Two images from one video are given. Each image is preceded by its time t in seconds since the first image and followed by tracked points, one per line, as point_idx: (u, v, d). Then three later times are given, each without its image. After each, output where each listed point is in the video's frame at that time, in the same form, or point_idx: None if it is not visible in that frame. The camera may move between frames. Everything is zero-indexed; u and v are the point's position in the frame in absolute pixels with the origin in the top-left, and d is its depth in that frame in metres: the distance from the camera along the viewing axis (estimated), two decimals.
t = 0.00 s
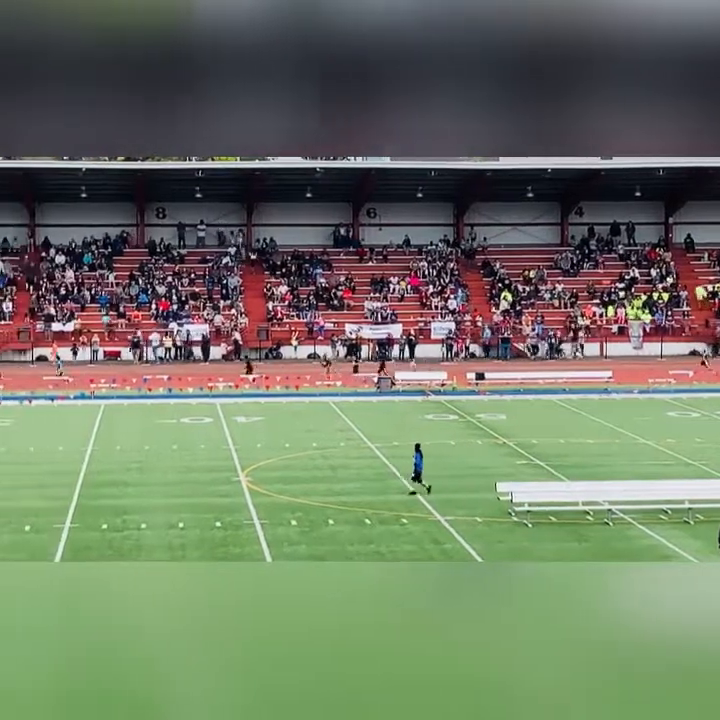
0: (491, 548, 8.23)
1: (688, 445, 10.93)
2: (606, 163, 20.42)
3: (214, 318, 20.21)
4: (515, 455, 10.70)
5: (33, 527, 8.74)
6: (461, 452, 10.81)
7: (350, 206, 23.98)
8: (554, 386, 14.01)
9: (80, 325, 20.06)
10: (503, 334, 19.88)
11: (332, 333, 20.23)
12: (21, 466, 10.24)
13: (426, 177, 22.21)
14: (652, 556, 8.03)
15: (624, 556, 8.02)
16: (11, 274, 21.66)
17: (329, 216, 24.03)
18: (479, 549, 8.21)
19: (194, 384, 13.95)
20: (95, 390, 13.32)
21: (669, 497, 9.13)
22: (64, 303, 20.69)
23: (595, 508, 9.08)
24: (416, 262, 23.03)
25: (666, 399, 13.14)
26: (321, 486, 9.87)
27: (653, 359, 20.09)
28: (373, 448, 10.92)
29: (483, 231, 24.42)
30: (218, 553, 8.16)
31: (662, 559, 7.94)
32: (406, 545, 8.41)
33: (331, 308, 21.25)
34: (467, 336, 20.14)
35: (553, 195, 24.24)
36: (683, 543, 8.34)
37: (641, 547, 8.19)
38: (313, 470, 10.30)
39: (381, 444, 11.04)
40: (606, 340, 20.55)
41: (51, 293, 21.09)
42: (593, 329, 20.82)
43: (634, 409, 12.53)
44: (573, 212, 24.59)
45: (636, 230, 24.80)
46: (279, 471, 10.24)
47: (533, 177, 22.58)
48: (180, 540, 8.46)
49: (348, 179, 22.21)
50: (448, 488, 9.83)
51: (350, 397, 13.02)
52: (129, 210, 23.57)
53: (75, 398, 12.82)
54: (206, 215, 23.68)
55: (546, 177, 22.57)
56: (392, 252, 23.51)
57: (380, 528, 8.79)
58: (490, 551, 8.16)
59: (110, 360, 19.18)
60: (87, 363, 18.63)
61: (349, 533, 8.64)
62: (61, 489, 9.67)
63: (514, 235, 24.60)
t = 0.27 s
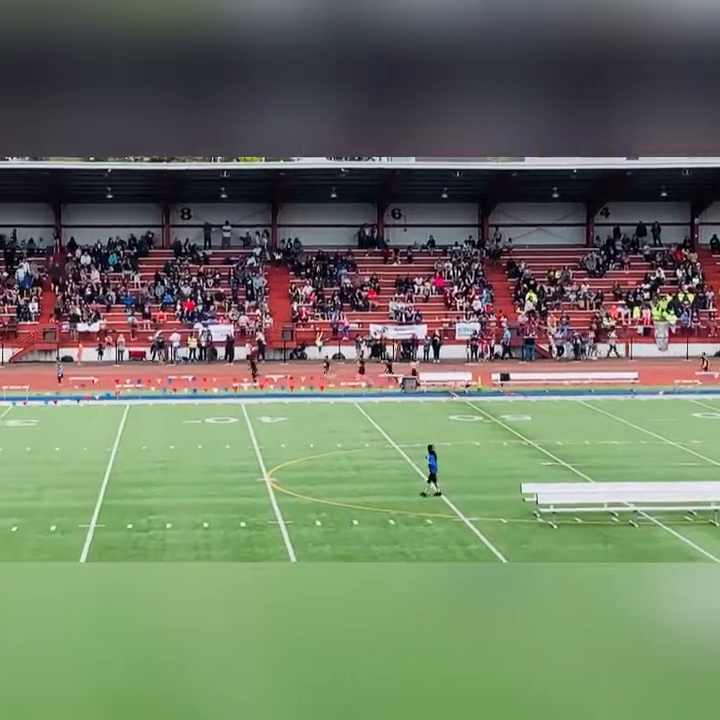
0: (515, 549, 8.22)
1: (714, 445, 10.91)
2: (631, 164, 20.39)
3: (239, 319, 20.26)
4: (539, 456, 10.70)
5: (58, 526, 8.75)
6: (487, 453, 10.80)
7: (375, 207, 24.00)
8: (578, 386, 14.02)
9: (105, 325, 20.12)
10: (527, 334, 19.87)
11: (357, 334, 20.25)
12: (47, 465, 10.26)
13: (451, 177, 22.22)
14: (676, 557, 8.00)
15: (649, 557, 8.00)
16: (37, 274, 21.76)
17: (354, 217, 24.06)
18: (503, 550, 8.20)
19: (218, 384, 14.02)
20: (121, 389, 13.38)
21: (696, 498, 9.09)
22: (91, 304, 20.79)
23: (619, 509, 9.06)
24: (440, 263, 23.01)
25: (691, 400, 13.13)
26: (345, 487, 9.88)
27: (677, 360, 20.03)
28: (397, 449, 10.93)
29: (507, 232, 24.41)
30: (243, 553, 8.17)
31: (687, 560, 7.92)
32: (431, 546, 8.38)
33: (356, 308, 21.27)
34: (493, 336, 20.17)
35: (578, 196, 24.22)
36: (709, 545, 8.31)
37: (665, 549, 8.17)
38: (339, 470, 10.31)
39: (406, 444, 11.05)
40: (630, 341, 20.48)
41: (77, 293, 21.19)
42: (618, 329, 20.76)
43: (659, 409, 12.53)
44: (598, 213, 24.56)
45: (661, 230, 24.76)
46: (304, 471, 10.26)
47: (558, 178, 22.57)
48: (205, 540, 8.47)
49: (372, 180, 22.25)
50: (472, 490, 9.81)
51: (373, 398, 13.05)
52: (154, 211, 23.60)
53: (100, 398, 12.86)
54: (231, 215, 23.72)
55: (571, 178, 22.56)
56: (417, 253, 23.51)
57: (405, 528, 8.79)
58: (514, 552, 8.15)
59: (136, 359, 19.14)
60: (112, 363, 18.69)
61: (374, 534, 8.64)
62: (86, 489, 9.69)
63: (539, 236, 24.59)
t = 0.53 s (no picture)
0: (541, 549, 8.22)
1: None
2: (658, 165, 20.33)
3: (265, 320, 20.25)
4: (565, 457, 10.67)
5: (85, 526, 8.78)
6: (513, 454, 10.77)
7: (402, 208, 24.00)
8: (604, 388, 13.97)
9: (132, 326, 20.16)
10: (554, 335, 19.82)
11: (383, 334, 20.22)
12: (74, 465, 10.30)
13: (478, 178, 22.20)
14: (704, 559, 7.98)
15: (676, 558, 7.99)
16: (64, 275, 21.84)
17: (381, 217, 24.07)
18: (529, 551, 8.20)
19: (245, 384, 14.03)
20: (147, 390, 13.43)
21: None
22: (117, 304, 20.86)
23: (647, 510, 9.03)
24: (467, 263, 22.98)
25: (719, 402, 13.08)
26: (371, 488, 9.87)
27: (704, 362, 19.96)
28: (424, 449, 10.92)
29: (534, 233, 24.38)
30: (270, 553, 8.19)
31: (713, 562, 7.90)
32: (457, 546, 8.39)
33: (382, 309, 21.26)
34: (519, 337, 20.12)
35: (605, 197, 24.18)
36: None
37: (693, 550, 8.16)
38: (365, 471, 10.30)
39: (432, 446, 11.00)
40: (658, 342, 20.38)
41: (104, 294, 21.26)
42: (646, 330, 20.67)
43: (686, 411, 12.48)
44: (626, 214, 24.51)
45: (689, 231, 24.67)
46: (329, 472, 10.27)
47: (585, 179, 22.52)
48: (231, 540, 8.48)
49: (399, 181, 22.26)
50: (498, 490, 9.81)
51: (399, 398, 13.06)
52: (180, 212, 23.62)
53: (127, 398, 12.92)
54: (257, 217, 23.71)
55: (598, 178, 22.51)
56: (443, 254, 23.50)
57: (431, 529, 8.80)
58: (541, 553, 8.14)
59: (163, 361, 19.23)
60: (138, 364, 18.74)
61: (400, 534, 8.65)
62: (113, 489, 9.72)
63: (566, 236, 24.54)
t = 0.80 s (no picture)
0: (566, 551, 8.20)
1: None
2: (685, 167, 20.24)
3: (290, 321, 20.24)
4: (590, 459, 10.63)
5: (110, 526, 8.79)
6: (539, 456, 10.73)
7: (427, 208, 23.98)
8: (631, 390, 13.87)
9: (157, 327, 20.17)
10: (581, 337, 19.75)
11: (408, 335, 20.13)
12: (99, 466, 10.31)
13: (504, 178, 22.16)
14: None
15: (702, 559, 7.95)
16: (90, 275, 21.90)
17: (407, 218, 24.06)
18: (554, 552, 8.17)
19: (271, 385, 14.00)
20: (172, 390, 13.48)
21: None
22: (142, 305, 20.89)
23: (672, 512, 8.98)
24: (492, 264, 22.92)
25: None
26: (395, 489, 9.84)
27: None
28: (448, 450, 10.89)
29: (560, 233, 24.34)
30: (294, 553, 8.19)
31: None
32: (481, 547, 8.37)
33: (407, 310, 21.20)
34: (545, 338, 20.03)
35: (632, 198, 24.12)
36: None
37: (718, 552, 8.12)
38: (389, 473, 10.27)
39: (458, 449, 10.93)
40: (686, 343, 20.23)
41: (129, 294, 21.31)
42: (673, 331, 20.52)
43: (713, 412, 12.42)
44: (652, 215, 24.44)
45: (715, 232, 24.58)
46: (354, 473, 10.25)
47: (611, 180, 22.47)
48: (255, 540, 8.48)
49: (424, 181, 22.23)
50: (522, 492, 9.77)
51: (423, 399, 13.04)
52: (205, 212, 23.62)
53: (152, 399, 12.96)
54: (282, 218, 23.68)
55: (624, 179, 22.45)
56: (469, 254, 23.45)
57: (455, 530, 8.77)
58: (565, 555, 8.12)
59: (186, 361, 19.29)
60: (163, 365, 18.75)
61: (423, 535, 8.63)
62: (137, 489, 9.73)
63: (592, 237, 24.47)
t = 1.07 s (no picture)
0: (595, 553, 8.18)
1: None
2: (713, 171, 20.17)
3: (317, 322, 20.26)
4: (618, 461, 10.60)
5: (138, 527, 8.82)
6: (567, 458, 10.71)
7: (454, 211, 23.96)
8: (659, 392, 13.84)
9: (184, 328, 20.24)
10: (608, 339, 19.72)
11: (435, 337, 20.13)
12: (128, 466, 10.34)
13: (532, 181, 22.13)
14: None
15: None
16: (118, 277, 21.99)
17: (434, 220, 24.05)
18: (582, 554, 8.15)
19: (297, 386, 14.03)
20: (199, 390, 13.62)
21: None
22: (170, 306, 20.97)
23: (702, 515, 8.94)
24: (520, 266, 22.89)
25: None
26: (422, 490, 9.84)
27: None
28: (476, 452, 10.87)
29: (588, 236, 24.28)
30: (322, 554, 8.20)
31: None
32: (510, 550, 8.33)
33: (434, 312, 21.19)
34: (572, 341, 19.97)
35: (660, 200, 24.04)
36: None
37: None
38: (417, 475, 10.26)
39: (486, 450, 10.92)
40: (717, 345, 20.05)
41: (157, 295, 21.39)
42: (703, 334, 20.38)
43: None
44: (680, 217, 24.36)
45: None
46: (382, 474, 10.25)
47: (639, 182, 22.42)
48: (283, 542, 8.48)
49: (451, 183, 22.22)
50: (551, 494, 9.75)
51: (451, 401, 13.02)
52: (232, 214, 23.65)
53: (180, 399, 13.02)
54: (310, 219, 23.75)
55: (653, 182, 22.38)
56: (496, 257, 23.42)
57: (483, 532, 8.76)
58: (594, 557, 8.10)
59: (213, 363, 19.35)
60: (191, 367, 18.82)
61: (451, 537, 8.62)
62: (165, 489, 9.77)
63: (620, 239, 24.41)
